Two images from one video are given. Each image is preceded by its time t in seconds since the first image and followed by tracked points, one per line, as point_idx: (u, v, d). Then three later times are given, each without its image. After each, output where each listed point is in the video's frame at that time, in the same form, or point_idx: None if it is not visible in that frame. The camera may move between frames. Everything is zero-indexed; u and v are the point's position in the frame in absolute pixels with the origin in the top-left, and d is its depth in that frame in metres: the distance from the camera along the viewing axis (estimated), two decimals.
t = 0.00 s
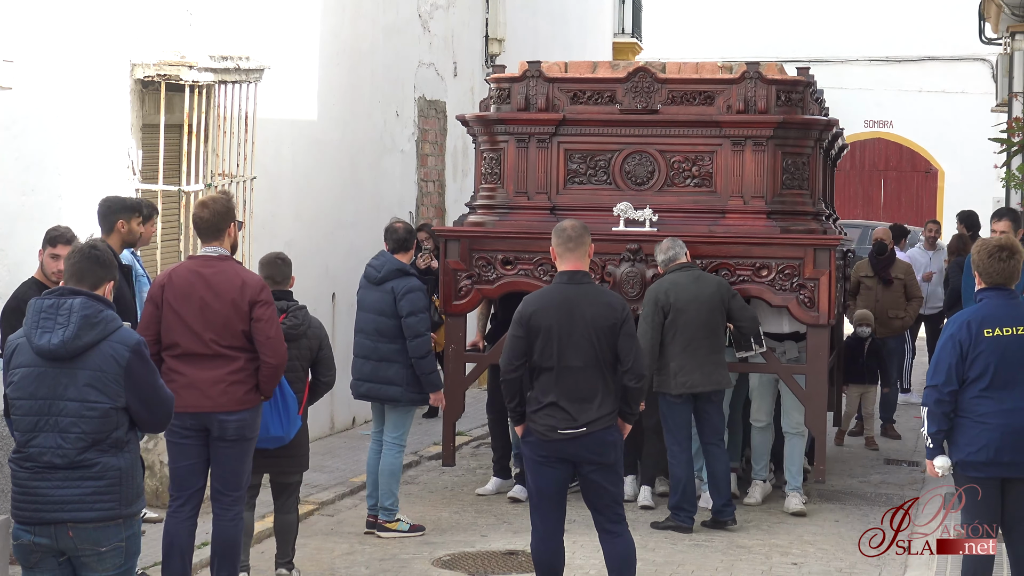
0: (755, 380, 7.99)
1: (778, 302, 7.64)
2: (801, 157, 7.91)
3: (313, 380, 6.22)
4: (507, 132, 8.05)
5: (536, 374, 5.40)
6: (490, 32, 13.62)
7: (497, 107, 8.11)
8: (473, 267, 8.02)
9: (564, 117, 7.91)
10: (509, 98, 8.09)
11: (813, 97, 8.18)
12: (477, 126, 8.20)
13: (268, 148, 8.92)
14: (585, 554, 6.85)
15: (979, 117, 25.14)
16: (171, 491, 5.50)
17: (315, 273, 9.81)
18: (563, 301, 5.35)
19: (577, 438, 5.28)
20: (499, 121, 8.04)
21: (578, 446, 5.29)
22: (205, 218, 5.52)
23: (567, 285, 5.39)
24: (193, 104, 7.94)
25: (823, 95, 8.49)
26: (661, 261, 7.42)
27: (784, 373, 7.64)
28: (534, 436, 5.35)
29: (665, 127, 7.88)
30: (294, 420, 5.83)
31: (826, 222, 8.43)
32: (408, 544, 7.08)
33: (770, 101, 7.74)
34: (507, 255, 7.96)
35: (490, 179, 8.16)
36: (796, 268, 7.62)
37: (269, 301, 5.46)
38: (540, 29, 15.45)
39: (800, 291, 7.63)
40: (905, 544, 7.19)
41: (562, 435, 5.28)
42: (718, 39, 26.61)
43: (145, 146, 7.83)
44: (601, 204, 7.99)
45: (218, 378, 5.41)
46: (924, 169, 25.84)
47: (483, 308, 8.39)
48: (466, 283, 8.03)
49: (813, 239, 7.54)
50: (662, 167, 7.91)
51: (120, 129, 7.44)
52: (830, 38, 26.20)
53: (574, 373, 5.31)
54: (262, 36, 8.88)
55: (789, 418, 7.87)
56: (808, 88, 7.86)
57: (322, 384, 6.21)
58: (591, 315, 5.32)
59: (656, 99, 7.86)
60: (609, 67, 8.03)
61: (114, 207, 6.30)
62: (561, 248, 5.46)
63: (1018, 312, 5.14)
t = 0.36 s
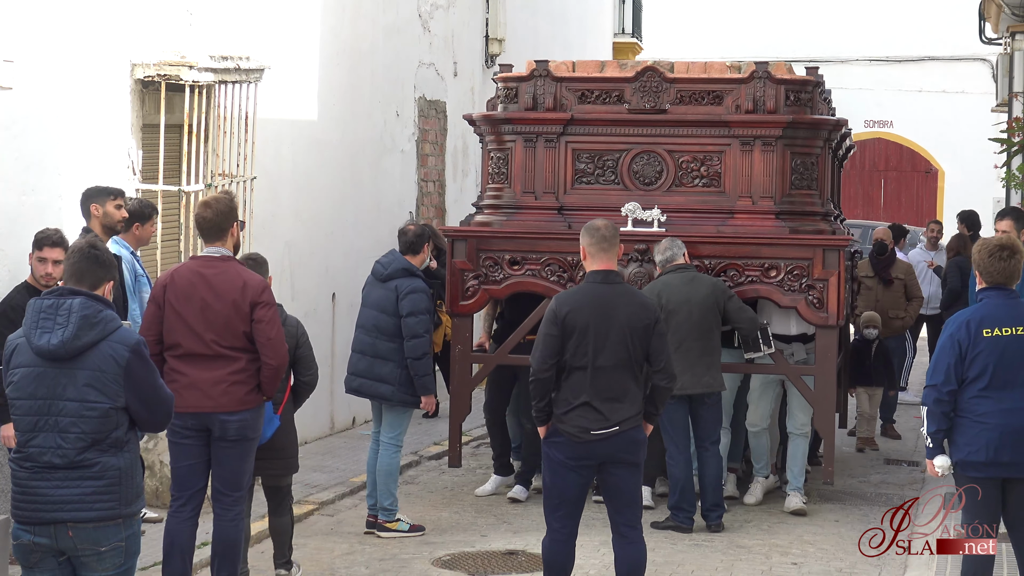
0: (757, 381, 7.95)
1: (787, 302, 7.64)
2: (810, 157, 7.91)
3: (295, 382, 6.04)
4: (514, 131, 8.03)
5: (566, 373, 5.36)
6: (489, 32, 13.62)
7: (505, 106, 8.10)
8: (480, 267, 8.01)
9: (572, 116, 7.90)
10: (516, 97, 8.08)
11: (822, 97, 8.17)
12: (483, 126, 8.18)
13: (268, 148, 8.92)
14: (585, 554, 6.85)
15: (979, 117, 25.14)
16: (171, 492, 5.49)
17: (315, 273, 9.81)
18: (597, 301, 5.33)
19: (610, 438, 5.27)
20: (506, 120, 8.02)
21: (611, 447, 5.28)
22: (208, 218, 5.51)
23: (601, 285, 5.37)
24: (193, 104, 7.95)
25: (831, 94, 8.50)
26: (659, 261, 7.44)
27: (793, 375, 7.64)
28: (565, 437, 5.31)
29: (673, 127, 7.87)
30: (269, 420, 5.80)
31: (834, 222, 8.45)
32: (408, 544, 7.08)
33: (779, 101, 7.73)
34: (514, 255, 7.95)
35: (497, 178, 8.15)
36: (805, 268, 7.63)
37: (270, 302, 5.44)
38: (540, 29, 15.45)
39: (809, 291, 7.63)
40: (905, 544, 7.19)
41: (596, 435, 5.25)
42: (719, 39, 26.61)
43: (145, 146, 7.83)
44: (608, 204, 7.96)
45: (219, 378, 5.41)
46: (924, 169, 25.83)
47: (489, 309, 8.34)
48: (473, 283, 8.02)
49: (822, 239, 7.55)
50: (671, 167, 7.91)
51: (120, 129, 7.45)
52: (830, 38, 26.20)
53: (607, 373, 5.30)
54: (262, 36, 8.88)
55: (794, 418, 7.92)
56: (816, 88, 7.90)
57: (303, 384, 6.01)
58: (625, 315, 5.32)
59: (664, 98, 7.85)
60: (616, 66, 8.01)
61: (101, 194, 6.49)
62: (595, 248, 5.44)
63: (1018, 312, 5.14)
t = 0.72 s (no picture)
0: (758, 382, 7.92)
1: (789, 303, 7.64)
2: (812, 156, 7.92)
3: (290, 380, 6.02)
4: (516, 131, 8.02)
5: (587, 373, 5.29)
6: (489, 32, 13.62)
7: (506, 106, 8.09)
8: (482, 267, 8.00)
9: (573, 116, 7.88)
10: (517, 97, 8.07)
11: (824, 97, 8.16)
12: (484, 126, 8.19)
13: (268, 148, 8.92)
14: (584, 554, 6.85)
15: (979, 117, 25.14)
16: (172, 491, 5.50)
17: (314, 273, 9.81)
18: (626, 302, 5.30)
19: (631, 439, 5.27)
20: (507, 120, 8.02)
21: (632, 449, 5.28)
22: (212, 218, 5.50)
23: (627, 286, 5.34)
24: (193, 104, 7.95)
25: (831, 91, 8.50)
26: (664, 261, 7.41)
27: (794, 374, 7.65)
28: (588, 438, 5.24)
29: (675, 127, 7.86)
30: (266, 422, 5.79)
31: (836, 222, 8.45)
32: (408, 544, 7.08)
33: (780, 101, 7.73)
34: (515, 255, 7.95)
35: (498, 179, 8.15)
36: (807, 269, 7.62)
37: (273, 304, 5.44)
38: (540, 29, 15.45)
39: (811, 291, 7.63)
40: (905, 544, 7.19)
41: (621, 436, 5.23)
42: (718, 39, 26.60)
43: (145, 147, 7.83)
44: (610, 204, 7.95)
45: (221, 378, 5.41)
46: (924, 169, 25.83)
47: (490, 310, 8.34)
48: (474, 283, 8.01)
49: (824, 239, 7.56)
50: (672, 167, 7.90)
51: (121, 129, 7.45)
52: (830, 38, 26.19)
53: (632, 374, 5.28)
54: (262, 35, 8.87)
55: (796, 418, 7.92)
56: (818, 88, 7.89)
57: (300, 382, 6.00)
58: (652, 317, 5.33)
59: (665, 98, 7.84)
60: (617, 66, 8.01)
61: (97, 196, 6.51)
62: (625, 250, 5.38)
63: (1020, 312, 5.14)
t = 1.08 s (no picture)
0: (757, 381, 7.89)
1: (786, 303, 7.65)
2: (810, 157, 7.91)
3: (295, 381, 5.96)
4: (512, 131, 8.01)
5: (592, 375, 5.28)
6: (489, 32, 13.62)
7: (502, 106, 8.08)
8: (478, 268, 8.03)
9: (569, 117, 7.88)
10: (514, 97, 8.06)
11: (822, 97, 8.15)
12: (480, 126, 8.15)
13: (268, 148, 8.92)
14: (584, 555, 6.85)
15: (979, 117, 25.13)
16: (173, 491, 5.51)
17: (315, 273, 9.81)
18: (633, 303, 5.30)
19: (635, 441, 5.28)
20: (504, 120, 8.00)
21: (635, 451, 5.29)
22: (214, 219, 5.50)
23: (631, 288, 5.33)
24: (193, 104, 7.94)
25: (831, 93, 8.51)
26: (674, 260, 7.38)
27: (791, 376, 7.67)
28: (594, 440, 5.23)
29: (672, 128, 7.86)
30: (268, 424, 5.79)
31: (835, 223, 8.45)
32: (408, 544, 7.08)
33: (778, 101, 7.73)
34: (512, 255, 7.96)
35: (495, 179, 8.14)
36: (805, 269, 7.64)
37: (275, 305, 5.44)
38: (540, 29, 15.45)
39: (808, 292, 7.65)
40: (905, 544, 7.19)
41: (627, 437, 5.24)
42: (718, 39, 26.61)
43: (145, 147, 7.83)
44: (607, 204, 7.95)
45: (222, 379, 5.41)
46: (924, 169, 25.82)
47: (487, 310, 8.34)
48: (470, 284, 8.03)
49: (822, 240, 7.56)
50: (669, 167, 7.89)
51: (120, 129, 7.45)
52: (830, 38, 26.18)
53: (639, 375, 5.29)
54: (262, 36, 8.87)
55: (795, 420, 7.92)
56: (816, 88, 7.89)
57: (303, 383, 5.93)
58: (656, 317, 5.35)
59: (663, 98, 7.83)
60: (615, 66, 8.00)
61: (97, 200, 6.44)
62: (624, 251, 5.39)
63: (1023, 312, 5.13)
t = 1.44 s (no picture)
0: (752, 384, 7.89)
1: (778, 304, 7.63)
2: (801, 156, 7.89)
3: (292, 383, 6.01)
4: (503, 131, 8.02)
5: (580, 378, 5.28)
6: (490, 32, 13.62)
7: (493, 106, 8.08)
8: (468, 268, 8.01)
9: (560, 116, 7.88)
10: (504, 97, 8.05)
11: (812, 96, 8.15)
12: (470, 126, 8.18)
13: (268, 148, 8.92)
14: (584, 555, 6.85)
15: (979, 117, 25.13)
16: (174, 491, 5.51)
17: (315, 273, 9.81)
18: (620, 305, 5.31)
19: (625, 442, 5.29)
20: (494, 120, 8.02)
21: (626, 451, 5.30)
22: (216, 220, 5.50)
23: (617, 289, 5.35)
24: (193, 104, 7.95)
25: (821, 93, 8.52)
26: (663, 259, 7.37)
27: (783, 377, 7.64)
28: (586, 443, 5.23)
29: (663, 128, 7.84)
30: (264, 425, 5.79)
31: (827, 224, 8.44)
32: (408, 544, 7.08)
33: (769, 101, 7.71)
34: (502, 256, 7.95)
35: (485, 179, 8.16)
36: (796, 269, 7.62)
37: (277, 305, 5.44)
38: (540, 28, 15.44)
39: (800, 292, 7.62)
40: (905, 544, 7.19)
41: (617, 439, 5.26)
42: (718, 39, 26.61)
43: (145, 146, 7.83)
44: (597, 204, 7.96)
45: (223, 380, 5.41)
46: (924, 169, 25.83)
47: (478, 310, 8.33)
48: (461, 285, 8.02)
49: (813, 240, 7.54)
50: (660, 167, 7.89)
51: (121, 129, 7.44)
52: (830, 38, 26.19)
53: (628, 376, 5.31)
54: (262, 36, 8.87)
55: (790, 421, 7.91)
56: (807, 87, 7.87)
57: (299, 385, 5.99)
58: (641, 317, 5.38)
59: (653, 98, 7.83)
60: (606, 66, 8.01)
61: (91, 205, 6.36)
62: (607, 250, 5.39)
63: (1023, 312, 5.13)
